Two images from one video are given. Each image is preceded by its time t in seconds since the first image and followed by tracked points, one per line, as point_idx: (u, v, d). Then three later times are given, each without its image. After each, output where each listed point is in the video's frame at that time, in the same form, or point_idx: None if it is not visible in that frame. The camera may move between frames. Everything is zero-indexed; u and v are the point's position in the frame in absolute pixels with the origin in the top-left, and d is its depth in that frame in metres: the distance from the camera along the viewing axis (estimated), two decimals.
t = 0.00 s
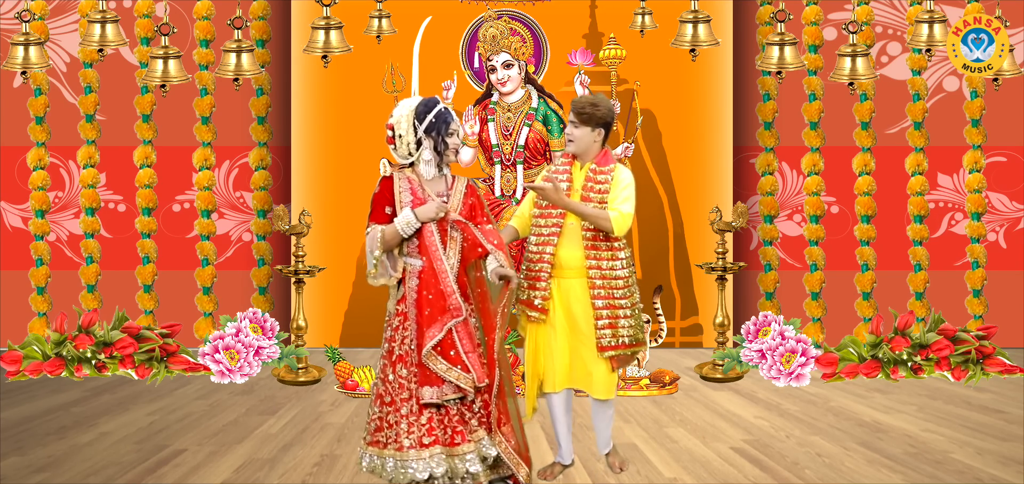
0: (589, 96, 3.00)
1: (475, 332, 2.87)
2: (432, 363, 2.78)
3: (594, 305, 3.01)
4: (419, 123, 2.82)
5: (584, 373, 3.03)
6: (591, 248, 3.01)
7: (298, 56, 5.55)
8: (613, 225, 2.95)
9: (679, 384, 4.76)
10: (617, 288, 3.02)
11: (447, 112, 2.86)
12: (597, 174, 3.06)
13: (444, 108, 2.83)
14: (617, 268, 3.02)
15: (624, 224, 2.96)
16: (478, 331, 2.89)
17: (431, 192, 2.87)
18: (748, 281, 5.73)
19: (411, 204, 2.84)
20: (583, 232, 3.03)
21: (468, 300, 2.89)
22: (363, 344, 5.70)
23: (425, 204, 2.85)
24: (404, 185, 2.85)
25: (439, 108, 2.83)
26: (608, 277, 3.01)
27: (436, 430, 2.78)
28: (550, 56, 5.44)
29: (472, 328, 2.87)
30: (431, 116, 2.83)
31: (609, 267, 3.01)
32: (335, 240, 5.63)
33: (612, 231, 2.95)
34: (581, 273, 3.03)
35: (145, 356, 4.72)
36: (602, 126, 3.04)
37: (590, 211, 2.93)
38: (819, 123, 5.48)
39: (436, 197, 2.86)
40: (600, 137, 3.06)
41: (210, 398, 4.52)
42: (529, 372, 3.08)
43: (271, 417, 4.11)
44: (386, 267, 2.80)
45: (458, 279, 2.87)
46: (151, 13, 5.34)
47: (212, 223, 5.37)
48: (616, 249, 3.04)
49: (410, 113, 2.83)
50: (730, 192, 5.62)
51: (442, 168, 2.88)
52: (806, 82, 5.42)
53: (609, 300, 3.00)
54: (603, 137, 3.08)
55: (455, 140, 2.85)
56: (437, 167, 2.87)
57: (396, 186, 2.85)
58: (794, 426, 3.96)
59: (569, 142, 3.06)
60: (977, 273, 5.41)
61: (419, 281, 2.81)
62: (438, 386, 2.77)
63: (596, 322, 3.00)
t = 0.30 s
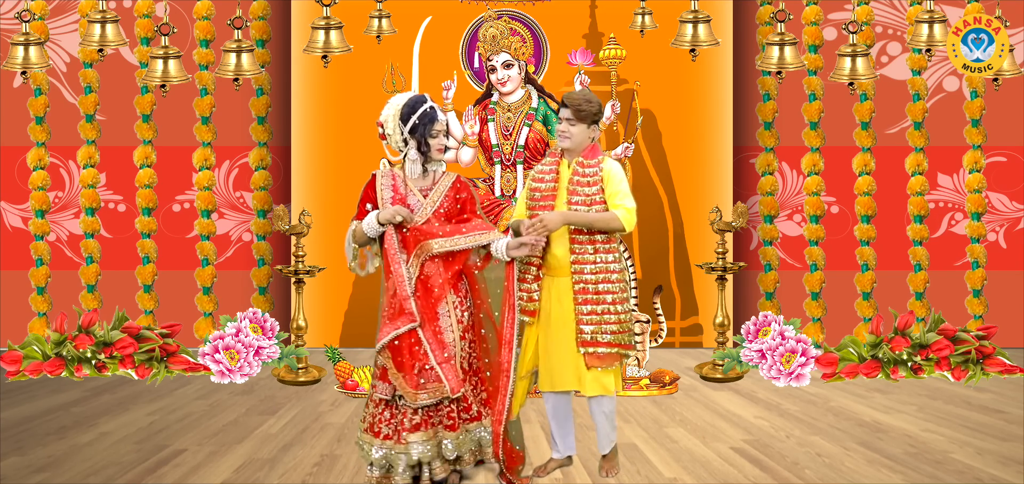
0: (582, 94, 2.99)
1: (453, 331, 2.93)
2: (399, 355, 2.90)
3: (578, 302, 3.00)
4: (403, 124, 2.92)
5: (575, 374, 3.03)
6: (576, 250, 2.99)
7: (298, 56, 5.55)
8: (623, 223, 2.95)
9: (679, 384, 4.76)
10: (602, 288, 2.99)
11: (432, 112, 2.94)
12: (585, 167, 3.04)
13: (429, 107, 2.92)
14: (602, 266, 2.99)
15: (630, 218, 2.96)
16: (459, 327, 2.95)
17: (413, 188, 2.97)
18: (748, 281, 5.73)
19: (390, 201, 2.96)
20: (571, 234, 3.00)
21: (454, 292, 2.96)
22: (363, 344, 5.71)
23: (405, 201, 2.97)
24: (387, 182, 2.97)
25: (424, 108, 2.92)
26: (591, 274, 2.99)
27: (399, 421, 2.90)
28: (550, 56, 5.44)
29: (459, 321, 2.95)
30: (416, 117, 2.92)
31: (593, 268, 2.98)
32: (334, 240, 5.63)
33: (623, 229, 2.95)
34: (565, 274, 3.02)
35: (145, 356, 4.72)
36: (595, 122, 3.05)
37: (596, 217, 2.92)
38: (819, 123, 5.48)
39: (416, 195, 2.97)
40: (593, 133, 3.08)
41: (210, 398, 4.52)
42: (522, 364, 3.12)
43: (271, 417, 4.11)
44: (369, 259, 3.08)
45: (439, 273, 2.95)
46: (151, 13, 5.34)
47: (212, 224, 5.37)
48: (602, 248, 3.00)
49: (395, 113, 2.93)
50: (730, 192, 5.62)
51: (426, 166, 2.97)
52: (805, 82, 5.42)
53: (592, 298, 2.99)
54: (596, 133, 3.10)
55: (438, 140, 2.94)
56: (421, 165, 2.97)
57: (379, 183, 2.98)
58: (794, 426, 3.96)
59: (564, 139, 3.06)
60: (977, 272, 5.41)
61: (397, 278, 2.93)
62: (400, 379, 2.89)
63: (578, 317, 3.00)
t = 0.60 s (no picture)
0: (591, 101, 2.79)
1: (444, 353, 2.77)
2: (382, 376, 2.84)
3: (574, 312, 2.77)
4: (391, 140, 2.87)
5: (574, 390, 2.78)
6: (577, 258, 2.77)
7: (298, 56, 5.55)
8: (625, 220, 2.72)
9: (679, 384, 4.76)
10: (598, 299, 2.75)
11: (418, 125, 2.85)
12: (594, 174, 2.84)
13: (415, 121, 2.84)
14: (600, 275, 2.76)
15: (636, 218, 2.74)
16: (454, 349, 2.80)
17: (406, 202, 2.88)
18: (748, 281, 5.73)
19: (383, 217, 2.88)
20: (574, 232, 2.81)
21: (452, 313, 2.81)
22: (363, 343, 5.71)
23: (398, 217, 2.87)
24: (382, 199, 2.90)
25: (409, 121, 2.85)
26: (588, 284, 2.76)
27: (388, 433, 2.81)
28: (550, 56, 5.44)
29: (457, 345, 2.81)
30: (402, 131, 2.86)
31: (591, 276, 2.76)
32: (335, 240, 5.63)
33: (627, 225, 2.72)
34: (565, 286, 2.81)
35: (145, 356, 4.72)
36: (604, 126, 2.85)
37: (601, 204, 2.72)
38: (819, 123, 5.48)
39: (409, 209, 2.87)
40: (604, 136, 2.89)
41: (210, 398, 4.52)
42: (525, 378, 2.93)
43: (271, 417, 4.11)
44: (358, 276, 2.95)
45: (434, 291, 2.82)
46: (151, 13, 5.34)
47: (212, 224, 5.37)
48: (603, 256, 2.77)
49: (384, 129, 2.88)
50: (730, 192, 5.62)
51: (414, 181, 2.89)
52: (806, 82, 5.43)
53: (587, 308, 2.75)
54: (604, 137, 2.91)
55: (424, 154, 2.85)
56: (410, 181, 2.89)
57: (374, 199, 2.91)
58: (794, 426, 3.96)
59: (581, 146, 2.84)
60: (977, 272, 5.41)
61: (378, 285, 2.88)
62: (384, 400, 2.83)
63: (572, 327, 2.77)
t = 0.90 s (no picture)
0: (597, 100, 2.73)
1: (438, 359, 2.80)
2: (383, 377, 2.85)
3: (579, 315, 2.72)
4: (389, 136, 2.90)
5: (580, 397, 2.72)
6: (583, 260, 2.74)
7: (298, 56, 5.55)
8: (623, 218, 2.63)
9: (679, 384, 4.76)
10: (604, 302, 2.69)
11: (414, 115, 2.85)
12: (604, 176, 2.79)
13: (409, 112, 2.84)
14: (606, 279, 2.70)
15: (637, 218, 2.63)
16: (446, 354, 2.81)
17: (408, 197, 2.87)
18: (748, 281, 5.73)
19: (383, 212, 2.89)
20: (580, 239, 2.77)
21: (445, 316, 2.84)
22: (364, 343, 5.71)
23: (398, 212, 2.87)
24: (386, 193, 2.91)
25: (403, 112, 2.86)
26: (593, 287, 2.71)
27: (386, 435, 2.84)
28: (550, 56, 5.43)
29: (449, 350, 2.83)
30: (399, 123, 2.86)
31: (597, 279, 2.71)
32: (335, 240, 5.63)
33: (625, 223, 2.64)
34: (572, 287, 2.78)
35: (145, 356, 4.72)
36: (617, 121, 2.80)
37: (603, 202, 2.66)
38: (819, 123, 5.48)
39: (409, 205, 2.86)
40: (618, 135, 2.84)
41: (210, 398, 4.51)
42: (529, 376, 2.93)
43: (271, 417, 4.11)
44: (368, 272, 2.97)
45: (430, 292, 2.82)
46: (151, 13, 5.34)
47: (212, 223, 5.37)
48: (611, 258, 2.71)
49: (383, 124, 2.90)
50: (730, 192, 5.62)
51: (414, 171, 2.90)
52: (805, 82, 5.44)
53: (593, 312, 2.70)
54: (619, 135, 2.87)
55: (421, 142, 2.84)
56: (411, 173, 2.91)
57: (378, 193, 2.93)
58: (794, 426, 3.96)
59: (594, 146, 2.80)
60: (977, 272, 5.41)
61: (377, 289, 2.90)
62: (386, 401, 2.83)
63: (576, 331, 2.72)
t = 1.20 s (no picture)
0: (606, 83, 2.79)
1: (436, 358, 2.81)
2: (381, 375, 2.84)
3: (589, 306, 2.74)
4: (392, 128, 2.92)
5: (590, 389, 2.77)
6: (591, 252, 2.75)
7: (298, 56, 5.55)
8: (621, 190, 2.64)
9: (679, 384, 4.76)
10: (613, 292, 2.71)
11: (412, 104, 2.87)
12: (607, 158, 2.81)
13: (405, 103, 2.87)
14: (614, 267, 2.71)
15: (633, 189, 2.64)
16: (443, 354, 2.82)
17: (409, 192, 2.88)
18: (748, 281, 5.73)
19: (383, 205, 2.90)
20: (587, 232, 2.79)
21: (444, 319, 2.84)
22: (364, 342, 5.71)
23: (397, 208, 2.88)
24: (389, 182, 2.92)
25: (401, 102, 2.88)
26: (602, 276, 2.72)
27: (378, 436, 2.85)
28: (550, 56, 5.43)
29: (445, 350, 2.83)
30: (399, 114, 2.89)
31: (605, 268, 2.72)
32: (335, 240, 5.63)
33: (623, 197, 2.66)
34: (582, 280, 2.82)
35: (145, 356, 4.72)
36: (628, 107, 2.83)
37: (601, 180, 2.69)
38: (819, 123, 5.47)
39: (409, 201, 2.87)
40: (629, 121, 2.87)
41: (210, 398, 4.52)
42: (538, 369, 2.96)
43: (271, 417, 4.11)
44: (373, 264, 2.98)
45: (428, 289, 2.81)
46: (151, 13, 5.34)
47: (212, 224, 5.36)
48: (618, 245, 2.73)
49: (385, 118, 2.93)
50: (730, 192, 5.62)
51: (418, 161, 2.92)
52: (805, 82, 5.42)
53: (603, 301, 2.72)
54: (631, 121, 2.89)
55: (420, 130, 2.85)
56: (415, 164, 2.92)
57: (381, 184, 2.93)
58: (794, 426, 3.96)
59: (602, 132, 2.84)
60: (977, 272, 5.41)
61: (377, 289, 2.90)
62: (385, 398, 2.83)
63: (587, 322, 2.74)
